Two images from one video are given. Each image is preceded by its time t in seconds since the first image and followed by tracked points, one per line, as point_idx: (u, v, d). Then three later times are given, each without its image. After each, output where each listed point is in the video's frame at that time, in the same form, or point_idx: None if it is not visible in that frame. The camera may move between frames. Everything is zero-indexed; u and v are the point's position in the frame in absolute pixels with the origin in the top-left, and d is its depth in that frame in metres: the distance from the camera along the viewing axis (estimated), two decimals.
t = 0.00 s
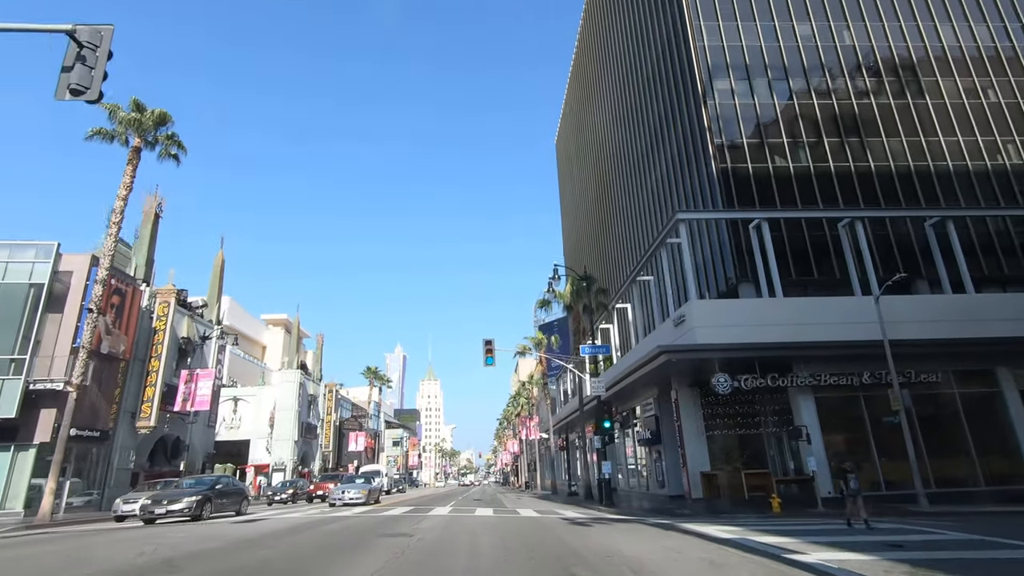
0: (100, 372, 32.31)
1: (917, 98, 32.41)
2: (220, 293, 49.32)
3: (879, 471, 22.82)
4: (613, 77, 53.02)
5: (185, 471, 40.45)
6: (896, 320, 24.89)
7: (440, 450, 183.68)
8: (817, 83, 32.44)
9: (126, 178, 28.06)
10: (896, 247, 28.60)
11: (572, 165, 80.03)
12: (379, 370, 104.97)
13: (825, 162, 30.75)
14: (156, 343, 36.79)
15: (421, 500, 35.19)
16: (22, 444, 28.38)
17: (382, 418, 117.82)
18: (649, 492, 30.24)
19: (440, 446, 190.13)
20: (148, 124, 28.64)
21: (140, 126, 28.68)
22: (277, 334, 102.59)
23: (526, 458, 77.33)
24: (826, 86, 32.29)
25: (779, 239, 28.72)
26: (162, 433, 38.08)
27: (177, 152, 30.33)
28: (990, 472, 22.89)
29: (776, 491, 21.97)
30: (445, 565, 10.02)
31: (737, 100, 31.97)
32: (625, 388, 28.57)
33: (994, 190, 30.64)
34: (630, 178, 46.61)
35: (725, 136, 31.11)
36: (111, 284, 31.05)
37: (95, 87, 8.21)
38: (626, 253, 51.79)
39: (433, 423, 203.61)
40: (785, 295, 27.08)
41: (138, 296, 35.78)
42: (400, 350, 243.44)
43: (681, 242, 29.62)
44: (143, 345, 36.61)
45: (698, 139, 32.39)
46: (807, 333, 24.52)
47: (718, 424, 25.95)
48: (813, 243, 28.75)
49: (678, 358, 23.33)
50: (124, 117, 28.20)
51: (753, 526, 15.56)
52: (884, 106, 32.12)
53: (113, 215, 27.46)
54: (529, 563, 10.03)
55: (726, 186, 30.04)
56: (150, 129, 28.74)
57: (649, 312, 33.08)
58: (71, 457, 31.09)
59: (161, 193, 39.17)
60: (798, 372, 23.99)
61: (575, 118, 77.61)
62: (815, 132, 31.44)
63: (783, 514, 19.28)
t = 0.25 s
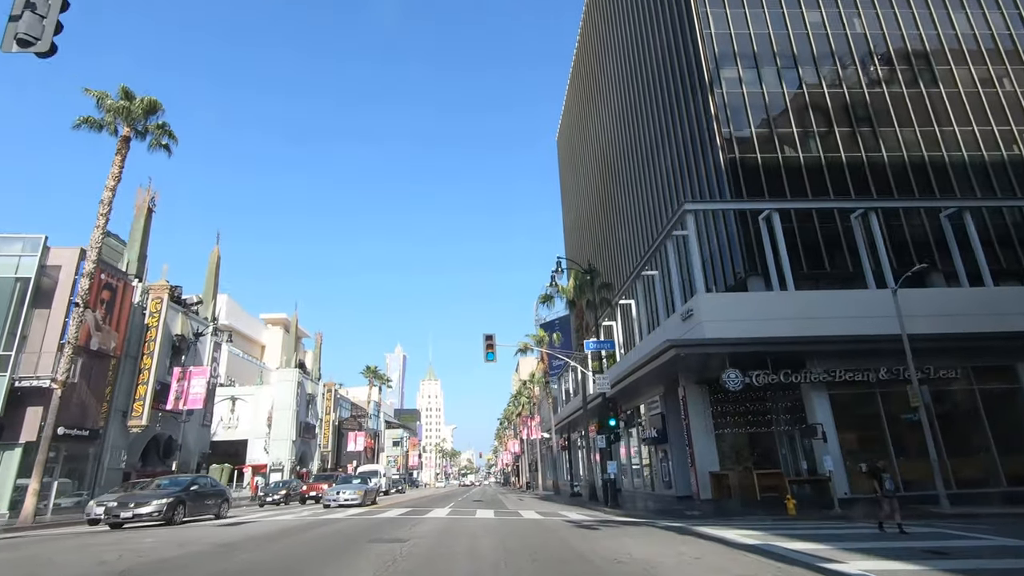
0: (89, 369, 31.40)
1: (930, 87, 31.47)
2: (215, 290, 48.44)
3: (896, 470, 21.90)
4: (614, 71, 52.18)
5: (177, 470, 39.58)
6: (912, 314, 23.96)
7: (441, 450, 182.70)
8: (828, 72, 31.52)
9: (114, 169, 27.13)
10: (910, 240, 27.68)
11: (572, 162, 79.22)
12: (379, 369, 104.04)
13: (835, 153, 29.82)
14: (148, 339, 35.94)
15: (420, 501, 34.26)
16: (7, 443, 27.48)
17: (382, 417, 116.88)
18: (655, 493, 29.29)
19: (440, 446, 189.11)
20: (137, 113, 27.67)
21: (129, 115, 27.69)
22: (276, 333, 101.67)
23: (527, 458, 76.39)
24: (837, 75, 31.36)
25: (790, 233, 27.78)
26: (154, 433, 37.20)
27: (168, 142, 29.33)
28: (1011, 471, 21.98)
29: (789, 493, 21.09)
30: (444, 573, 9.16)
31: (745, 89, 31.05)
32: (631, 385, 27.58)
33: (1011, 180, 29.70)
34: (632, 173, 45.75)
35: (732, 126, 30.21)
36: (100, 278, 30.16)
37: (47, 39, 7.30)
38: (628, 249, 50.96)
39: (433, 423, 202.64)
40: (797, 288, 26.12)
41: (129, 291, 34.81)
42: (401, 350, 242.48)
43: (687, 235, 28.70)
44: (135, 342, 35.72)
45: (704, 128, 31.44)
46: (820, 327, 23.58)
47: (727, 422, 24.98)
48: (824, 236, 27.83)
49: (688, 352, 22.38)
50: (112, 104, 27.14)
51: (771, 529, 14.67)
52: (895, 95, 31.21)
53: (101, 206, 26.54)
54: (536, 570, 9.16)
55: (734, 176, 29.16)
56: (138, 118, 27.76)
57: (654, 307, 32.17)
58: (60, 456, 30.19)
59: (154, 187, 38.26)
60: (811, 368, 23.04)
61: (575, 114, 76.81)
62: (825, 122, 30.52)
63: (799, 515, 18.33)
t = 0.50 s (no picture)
0: (77, 366, 30.49)
1: (944, 75, 30.50)
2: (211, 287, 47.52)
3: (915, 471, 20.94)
4: (616, 64, 51.21)
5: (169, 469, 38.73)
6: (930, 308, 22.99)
7: (441, 450, 181.68)
8: (838, 59, 30.55)
9: (102, 159, 26.19)
10: (925, 231, 26.73)
11: (572, 159, 78.26)
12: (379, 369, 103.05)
13: (847, 142, 28.87)
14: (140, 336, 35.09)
15: (419, 502, 33.28)
16: None
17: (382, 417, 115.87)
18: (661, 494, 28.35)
19: (441, 446, 188.08)
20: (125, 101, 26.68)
21: (118, 104, 26.76)
22: (275, 332, 100.72)
23: (529, 457, 75.39)
24: (848, 63, 30.41)
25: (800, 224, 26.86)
26: (146, 433, 36.27)
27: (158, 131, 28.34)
28: None
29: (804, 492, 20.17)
30: None
31: (753, 77, 30.11)
32: (635, 382, 26.64)
33: None
34: (633, 167, 44.75)
35: (741, 115, 29.26)
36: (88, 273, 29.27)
37: None
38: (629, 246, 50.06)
39: (433, 423, 201.62)
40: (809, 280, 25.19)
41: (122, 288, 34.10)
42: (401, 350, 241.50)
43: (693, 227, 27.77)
44: (126, 339, 34.81)
45: (710, 117, 30.46)
46: (834, 321, 22.61)
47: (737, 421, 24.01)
48: (836, 228, 26.89)
49: (698, 347, 21.49)
50: (100, 92, 26.19)
51: (791, 532, 13.76)
52: (909, 83, 30.24)
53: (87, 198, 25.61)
54: None
55: (743, 166, 28.24)
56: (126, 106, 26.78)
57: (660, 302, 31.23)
58: (47, 456, 29.25)
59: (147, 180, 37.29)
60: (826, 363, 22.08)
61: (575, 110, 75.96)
62: (837, 110, 29.57)
63: (817, 518, 17.37)
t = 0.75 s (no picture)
0: (64, 363, 29.55)
1: (959, 62, 29.55)
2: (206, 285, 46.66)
3: (934, 471, 20.04)
4: (617, 56, 50.26)
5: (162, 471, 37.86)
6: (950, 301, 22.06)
7: (442, 450, 180.68)
8: (850, 46, 29.61)
9: (87, 148, 25.28)
10: (941, 223, 25.81)
11: (573, 155, 77.28)
12: (379, 368, 102.08)
13: (860, 131, 27.93)
14: (130, 333, 34.23)
15: (417, 503, 32.35)
16: None
17: (382, 417, 114.89)
18: (668, 496, 27.41)
19: (441, 446, 187.14)
20: (112, 88, 25.86)
21: (105, 90, 25.85)
22: (274, 331, 99.82)
23: (530, 457, 74.39)
24: (860, 49, 29.45)
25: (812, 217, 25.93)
26: (138, 433, 35.37)
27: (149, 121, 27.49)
28: None
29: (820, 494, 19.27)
30: None
31: (761, 64, 29.18)
32: (641, 378, 25.68)
33: None
34: (636, 161, 43.75)
35: (749, 103, 28.35)
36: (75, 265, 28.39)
37: None
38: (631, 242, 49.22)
39: (433, 423, 200.61)
40: (823, 272, 24.26)
41: (110, 284, 33.18)
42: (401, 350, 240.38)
43: (701, 219, 26.80)
44: (116, 336, 33.89)
45: (717, 105, 29.49)
46: (850, 314, 21.65)
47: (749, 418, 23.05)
48: (848, 220, 26.01)
49: (707, 341, 20.54)
50: (85, 77, 25.30)
51: (815, 536, 12.81)
52: (922, 71, 29.28)
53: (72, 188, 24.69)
54: None
55: (752, 155, 27.30)
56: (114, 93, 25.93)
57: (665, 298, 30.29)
58: (32, 456, 28.22)
59: (138, 173, 36.37)
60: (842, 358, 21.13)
61: (575, 107, 75.10)
62: (848, 98, 28.62)
63: (835, 519, 16.43)
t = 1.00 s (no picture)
0: (51, 361, 28.68)
1: (974, 49, 28.60)
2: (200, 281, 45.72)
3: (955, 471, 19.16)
4: (619, 49, 49.35)
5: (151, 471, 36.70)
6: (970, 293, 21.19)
7: (442, 451, 179.67)
8: (861, 32, 28.67)
9: (73, 136, 24.35)
10: (959, 213, 24.88)
11: (573, 152, 76.35)
12: (378, 367, 101.12)
13: (873, 119, 26.97)
14: (121, 330, 33.35)
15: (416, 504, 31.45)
16: None
17: (382, 417, 113.94)
18: (675, 497, 26.49)
19: (442, 446, 186.19)
20: (100, 74, 24.95)
21: (92, 76, 24.91)
22: (273, 330, 98.89)
23: (531, 457, 73.45)
24: (872, 35, 28.50)
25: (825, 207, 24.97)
26: (129, 432, 34.47)
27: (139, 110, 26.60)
28: None
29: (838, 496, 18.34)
30: None
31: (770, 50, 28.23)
32: (646, 376, 24.73)
33: None
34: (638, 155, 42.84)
35: (758, 91, 27.41)
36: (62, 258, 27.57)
37: None
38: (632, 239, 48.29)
39: (433, 423, 199.86)
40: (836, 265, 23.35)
41: (100, 278, 32.31)
42: (401, 350, 239.43)
43: (710, 211, 25.82)
44: (105, 332, 33.01)
45: (724, 93, 28.57)
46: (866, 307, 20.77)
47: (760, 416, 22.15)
48: (862, 211, 25.06)
49: (719, 336, 19.56)
50: (70, 62, 24.38)
51: (841, 542, 11.92)
52: (937, 57, 28.33)
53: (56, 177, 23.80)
54: None
55: (761, 145, 26.38)
56: (101, 79, 25.02)
57: (670, 293, 29.34)
58: (18, 458, 27.12)
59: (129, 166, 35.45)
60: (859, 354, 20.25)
61: (575, 102, 74.20)
62: (861, 85, 27.67)
63: (858, 522, 15.50)
